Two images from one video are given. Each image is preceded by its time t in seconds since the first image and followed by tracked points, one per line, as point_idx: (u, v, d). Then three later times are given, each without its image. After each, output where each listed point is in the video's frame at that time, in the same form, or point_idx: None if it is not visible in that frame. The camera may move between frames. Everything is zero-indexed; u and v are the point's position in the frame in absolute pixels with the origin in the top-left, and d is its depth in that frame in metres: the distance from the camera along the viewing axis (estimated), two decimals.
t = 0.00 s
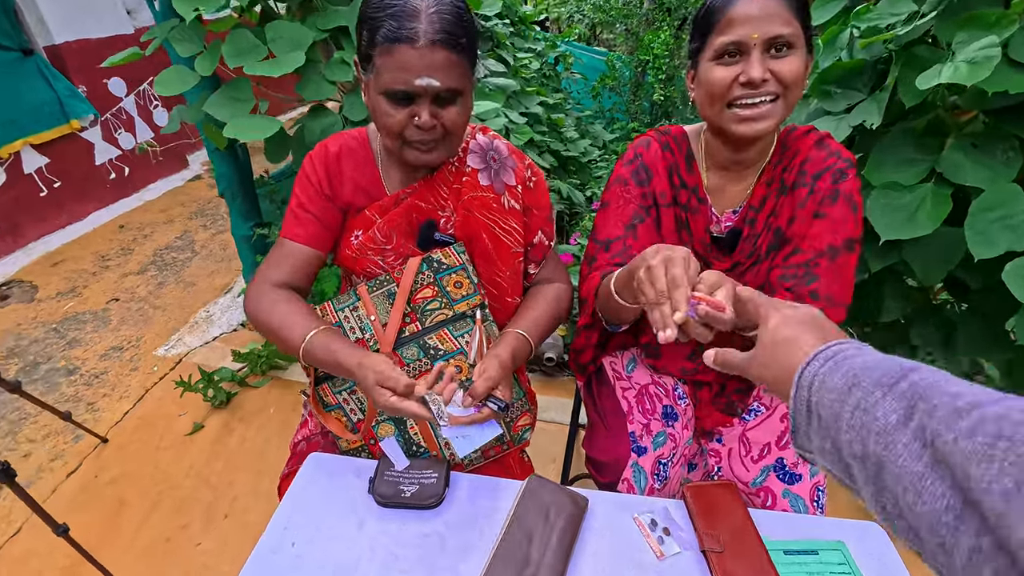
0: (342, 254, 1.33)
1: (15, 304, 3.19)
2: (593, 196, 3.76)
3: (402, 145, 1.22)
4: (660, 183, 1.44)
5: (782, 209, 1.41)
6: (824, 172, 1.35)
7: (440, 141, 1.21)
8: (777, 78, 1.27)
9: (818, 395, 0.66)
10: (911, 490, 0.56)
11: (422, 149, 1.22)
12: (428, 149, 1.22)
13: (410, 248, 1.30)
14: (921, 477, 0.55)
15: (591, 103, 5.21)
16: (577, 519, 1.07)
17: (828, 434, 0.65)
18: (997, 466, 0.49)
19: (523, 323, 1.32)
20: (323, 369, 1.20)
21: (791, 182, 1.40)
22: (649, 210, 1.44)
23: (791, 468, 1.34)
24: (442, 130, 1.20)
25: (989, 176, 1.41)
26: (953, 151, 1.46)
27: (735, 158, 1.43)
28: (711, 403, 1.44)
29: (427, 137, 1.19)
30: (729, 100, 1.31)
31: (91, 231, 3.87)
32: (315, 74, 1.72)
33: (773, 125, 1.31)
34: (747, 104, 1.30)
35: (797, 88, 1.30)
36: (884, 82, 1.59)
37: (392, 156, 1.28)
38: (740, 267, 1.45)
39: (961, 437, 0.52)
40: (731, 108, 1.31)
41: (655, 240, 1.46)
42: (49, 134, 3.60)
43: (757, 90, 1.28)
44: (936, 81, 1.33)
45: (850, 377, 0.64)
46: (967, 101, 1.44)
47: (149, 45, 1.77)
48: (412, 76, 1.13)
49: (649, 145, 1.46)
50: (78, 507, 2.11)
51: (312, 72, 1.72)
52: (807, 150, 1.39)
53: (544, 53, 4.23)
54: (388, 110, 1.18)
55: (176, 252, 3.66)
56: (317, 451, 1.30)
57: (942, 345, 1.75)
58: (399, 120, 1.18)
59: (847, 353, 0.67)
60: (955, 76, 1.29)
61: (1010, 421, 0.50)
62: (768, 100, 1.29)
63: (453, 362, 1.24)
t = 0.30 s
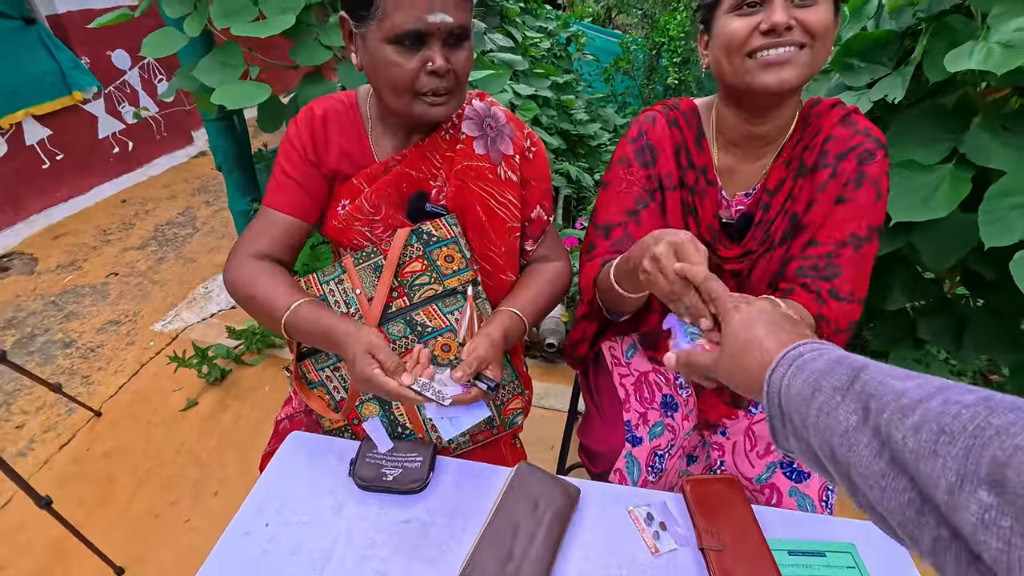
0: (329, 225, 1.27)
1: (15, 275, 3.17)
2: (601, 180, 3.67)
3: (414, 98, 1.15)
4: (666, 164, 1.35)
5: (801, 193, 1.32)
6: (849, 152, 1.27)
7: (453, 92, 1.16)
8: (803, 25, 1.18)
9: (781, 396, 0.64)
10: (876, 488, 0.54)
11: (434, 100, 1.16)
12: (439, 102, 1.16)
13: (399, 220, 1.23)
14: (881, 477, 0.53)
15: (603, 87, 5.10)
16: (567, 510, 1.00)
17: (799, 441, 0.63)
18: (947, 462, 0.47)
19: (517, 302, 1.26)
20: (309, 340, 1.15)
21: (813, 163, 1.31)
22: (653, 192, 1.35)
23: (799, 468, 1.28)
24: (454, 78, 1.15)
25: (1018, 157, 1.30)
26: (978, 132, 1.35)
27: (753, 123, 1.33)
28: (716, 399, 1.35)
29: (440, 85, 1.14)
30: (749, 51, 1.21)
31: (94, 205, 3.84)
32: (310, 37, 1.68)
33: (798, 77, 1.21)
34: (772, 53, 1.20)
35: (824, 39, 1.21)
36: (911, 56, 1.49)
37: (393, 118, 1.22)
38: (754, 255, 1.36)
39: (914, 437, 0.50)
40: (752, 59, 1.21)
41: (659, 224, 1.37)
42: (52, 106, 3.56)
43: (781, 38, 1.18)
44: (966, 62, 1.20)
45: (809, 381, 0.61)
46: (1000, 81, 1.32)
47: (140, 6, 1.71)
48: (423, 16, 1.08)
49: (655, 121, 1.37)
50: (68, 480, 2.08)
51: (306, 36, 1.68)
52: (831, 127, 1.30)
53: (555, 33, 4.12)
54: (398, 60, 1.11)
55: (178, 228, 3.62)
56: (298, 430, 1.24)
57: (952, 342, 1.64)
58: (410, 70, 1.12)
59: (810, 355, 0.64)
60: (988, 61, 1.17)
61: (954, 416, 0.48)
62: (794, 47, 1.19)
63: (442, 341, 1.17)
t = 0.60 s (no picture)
0: (328, 202, 1.24)
1: (25, 251, 3.18)
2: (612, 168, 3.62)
3: (424, 68, 1.11)
4: (669, 153, 1.31)
5: (822, 183, 1.27)
6: (875, 142, 1.23)
7: (464, 62, 1.13)
8: (813, 23, 1.13)
9: (780, 423, 0.67)
10: (861, 515, 0.57)
11: (445, 70, 1.12)
12: (450, 72, 1.13)
13: (400, 197, 1.20)
14: (866, 505, 0.56)
15: (616, 74, 5.02)
16: (564, 500, 0.98)
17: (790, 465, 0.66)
18: (927, 494, 0.51)
19: (519, 286, 1.23)
20: (318, 317, 1.12)
21: (835, 151, 1.27)
22: (654, 181, 1.32)
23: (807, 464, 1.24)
24: (465, 46, 1.12)
25: None
26: (1009, 119, 1.30)
27: (766, 115, 1.30)
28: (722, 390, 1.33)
29: (451, 54, 1.11)
30: (757, 51, 1.17)
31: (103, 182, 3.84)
32: (315, 11, 1.64)
33: (808, 76, 1.18)
34: (780, 55, 1.16)
35: (838, 32, 1.15)
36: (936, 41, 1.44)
37: (396, 92, 1.19)
38: (766, 245, 1.30)
39: (899, 471, 0.53)
40: (760, 59, 1.17)
41: (660, 215, 1.34)
42: (60, 83, 3.55)
43: (790, 40, 1.14)
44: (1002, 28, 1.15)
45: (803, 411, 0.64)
46: None
47: None
48: None
49: (663, 105, 1.32)
50: (72, 455, 2.09)
51: (311, 10, 1.63)
52: (855, 113, 1.26)
53: (569, 17, 4.05)
54: (408, 27, 1.07)
55: (186, 208, 3.62)
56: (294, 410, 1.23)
57: (970, 341, 1.59)
58: (422, 37, 1.08)
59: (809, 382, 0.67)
60: None
61: (929, 447, 0.52)
62: (804, 47, 1.15)
63: (441, 323, 1.16)
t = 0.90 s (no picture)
0: (330, 198, 1.21)
1: (32, 241, 3.19)
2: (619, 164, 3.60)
3: (438, 62, 1.09)
4: (684, 148, 1.28)
5: (841, 184, 1.25)
6: (898, 146, 1.20)
7: (477, 56, 1.11)
8: (840, 15, 1.08)
9: (834, 430, 0.69)
10: (914, 523, 0.58)
11: (457, 66, 1.10)
12: (464, 68, 1.11)
13: (404, 194, 1.18)
14: (918, 513, 0.58)
15: (626, 69, 4.98)
16: (564, 503, 0.97)
17: (844, 470, 0.68)
18: (981, 504, 0.52)
19: (524, 287, 1.21)
20: (326, 316, 1.11)
21: (856, 154, 1.24)
22: (667, 177, 1.30)
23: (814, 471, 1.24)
24: (479, 40, 1.10)
25: None
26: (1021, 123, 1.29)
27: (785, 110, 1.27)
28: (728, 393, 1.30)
29: (466, 47, 1.08)
30: (780, 44, 1.13)
31: (111, 172, 3.85)
32: (321, 3, 1.61)
33: (833, 70, 1.14)
34: (805, 48, 1.12)
35: (866, 24, 1.11)
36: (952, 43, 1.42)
37: (404, 83, 1.17)
38: (781, 246, 1.28)
39: (952, 480, 0.54)
40: (783, 52, 1.13)
41: (674, 211, 1.32)
42: (68, 73, 3.56)
43: (815, 32, 1.10)
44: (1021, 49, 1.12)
45: (859, 418, 0.66)
46: None
47: None
48: None
49: (678, 100, 1.29)
50: (76, 445, 2.10)
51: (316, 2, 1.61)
52: (877, 114, 1.23)
53: (579, 10, 4.01)
54: (424, 20, 1.04)
55: (192, 199, 3.62)
56: (295, 407, 1.22)
57: (975, 347, 1.60)
58: (437, 31, 1.05)
59: (865, 391, 0.68)
60: None
61: (988, 460, 0.53)
62: (829, 40, 1.11)
63: (443, 322, 1.15)
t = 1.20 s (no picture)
0: (337, 220, 1.27)
1: (42, 244, 3.25)
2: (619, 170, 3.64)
3: (439, 92, 1.14)
4: (679, 172, 1.32)
5: (828, 214, 1.32)
6: (882, 178, 1.26)
7: (477, 87, 1.16)
8: (828, 48, 1.11)
9: (830, 473, 0.67)
10: None
11: (457, 96, 1.15)
12: (464, 99, 1.16)
13: (408, 218, 1.24)
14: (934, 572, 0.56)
15: (629, 72, 5.02)
16: (555, 518, 1.02)
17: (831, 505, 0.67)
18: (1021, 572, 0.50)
19: (521, 308, 1.27)
20: (326, 329, 1.16)
21: (844, 184, 1.30)
22: (662, 200, 1.34)
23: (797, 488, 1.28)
24: (480, 70, 1.14)
25: None
26: (1000, 148, 1.34)
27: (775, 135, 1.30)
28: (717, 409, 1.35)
29: (467, 79, 1.13)
30: (769, 72, 1.16)
31: (119, 176, 3.90)
32: (326, 23, 1.65)
33: (819, 101, 1.17)
34: (792, 79, 1.15)
35: (853, 59, 1.13)
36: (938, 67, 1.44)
37: (408, 110, 1.22)
38: (770, 270, 1.34)
39: (979, 542, 0.53)
40: (772, 80, 1.16)
41: (667, 234, 1.36)
42: (77, 78, 3.61)
43: (803, 64, 1.13)
44: (996, 82, 1.16)
45: (856, 459, 0.65)
46: None
47: None
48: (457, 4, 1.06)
49: (672, 126, 1.33)
50: (87, 449, 2.16)
51: (321, 21, 1.65)
52: (864, 146, 1.28)
53: (582, 16, 4.03)
54: (427, 50, 1.09)
55: (198, 203, 3.68)
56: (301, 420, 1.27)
57: (949, 360, 1.74)
58: (439, 61, 1.10)
59: (854, 430, 0.68)
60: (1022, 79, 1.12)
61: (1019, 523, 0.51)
62: (817, 72, 1.14)
63: (443, 341, 1.19)
